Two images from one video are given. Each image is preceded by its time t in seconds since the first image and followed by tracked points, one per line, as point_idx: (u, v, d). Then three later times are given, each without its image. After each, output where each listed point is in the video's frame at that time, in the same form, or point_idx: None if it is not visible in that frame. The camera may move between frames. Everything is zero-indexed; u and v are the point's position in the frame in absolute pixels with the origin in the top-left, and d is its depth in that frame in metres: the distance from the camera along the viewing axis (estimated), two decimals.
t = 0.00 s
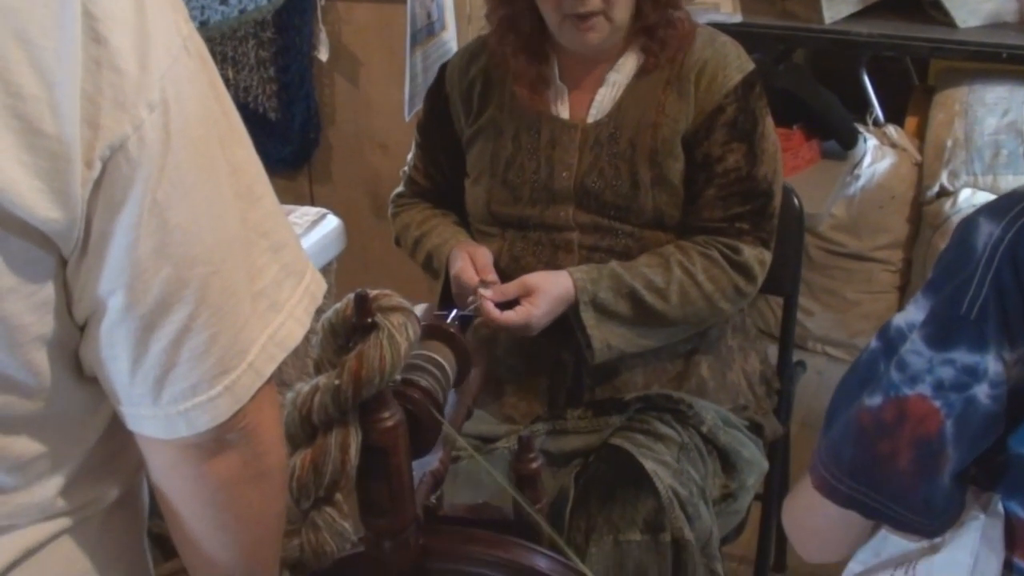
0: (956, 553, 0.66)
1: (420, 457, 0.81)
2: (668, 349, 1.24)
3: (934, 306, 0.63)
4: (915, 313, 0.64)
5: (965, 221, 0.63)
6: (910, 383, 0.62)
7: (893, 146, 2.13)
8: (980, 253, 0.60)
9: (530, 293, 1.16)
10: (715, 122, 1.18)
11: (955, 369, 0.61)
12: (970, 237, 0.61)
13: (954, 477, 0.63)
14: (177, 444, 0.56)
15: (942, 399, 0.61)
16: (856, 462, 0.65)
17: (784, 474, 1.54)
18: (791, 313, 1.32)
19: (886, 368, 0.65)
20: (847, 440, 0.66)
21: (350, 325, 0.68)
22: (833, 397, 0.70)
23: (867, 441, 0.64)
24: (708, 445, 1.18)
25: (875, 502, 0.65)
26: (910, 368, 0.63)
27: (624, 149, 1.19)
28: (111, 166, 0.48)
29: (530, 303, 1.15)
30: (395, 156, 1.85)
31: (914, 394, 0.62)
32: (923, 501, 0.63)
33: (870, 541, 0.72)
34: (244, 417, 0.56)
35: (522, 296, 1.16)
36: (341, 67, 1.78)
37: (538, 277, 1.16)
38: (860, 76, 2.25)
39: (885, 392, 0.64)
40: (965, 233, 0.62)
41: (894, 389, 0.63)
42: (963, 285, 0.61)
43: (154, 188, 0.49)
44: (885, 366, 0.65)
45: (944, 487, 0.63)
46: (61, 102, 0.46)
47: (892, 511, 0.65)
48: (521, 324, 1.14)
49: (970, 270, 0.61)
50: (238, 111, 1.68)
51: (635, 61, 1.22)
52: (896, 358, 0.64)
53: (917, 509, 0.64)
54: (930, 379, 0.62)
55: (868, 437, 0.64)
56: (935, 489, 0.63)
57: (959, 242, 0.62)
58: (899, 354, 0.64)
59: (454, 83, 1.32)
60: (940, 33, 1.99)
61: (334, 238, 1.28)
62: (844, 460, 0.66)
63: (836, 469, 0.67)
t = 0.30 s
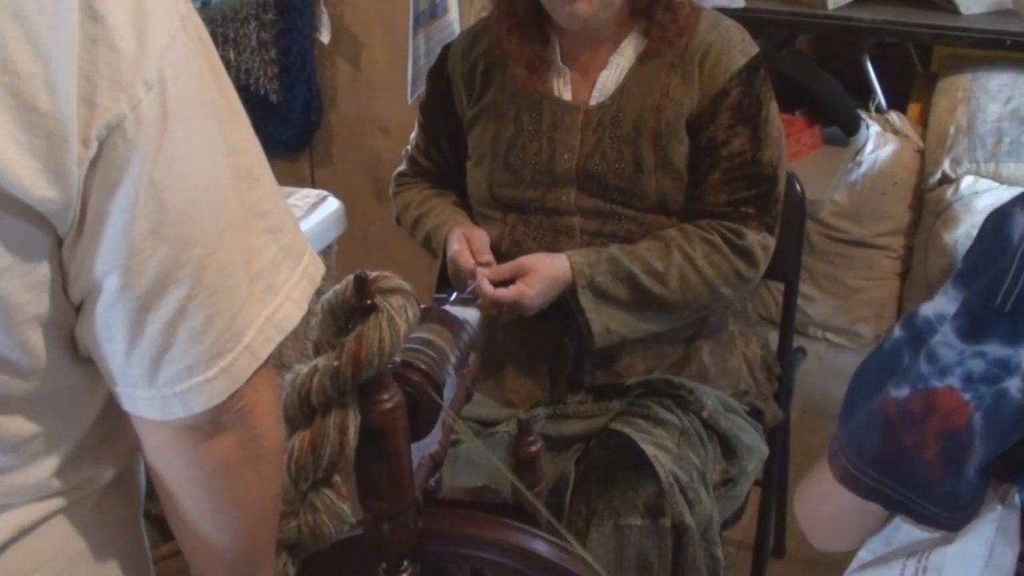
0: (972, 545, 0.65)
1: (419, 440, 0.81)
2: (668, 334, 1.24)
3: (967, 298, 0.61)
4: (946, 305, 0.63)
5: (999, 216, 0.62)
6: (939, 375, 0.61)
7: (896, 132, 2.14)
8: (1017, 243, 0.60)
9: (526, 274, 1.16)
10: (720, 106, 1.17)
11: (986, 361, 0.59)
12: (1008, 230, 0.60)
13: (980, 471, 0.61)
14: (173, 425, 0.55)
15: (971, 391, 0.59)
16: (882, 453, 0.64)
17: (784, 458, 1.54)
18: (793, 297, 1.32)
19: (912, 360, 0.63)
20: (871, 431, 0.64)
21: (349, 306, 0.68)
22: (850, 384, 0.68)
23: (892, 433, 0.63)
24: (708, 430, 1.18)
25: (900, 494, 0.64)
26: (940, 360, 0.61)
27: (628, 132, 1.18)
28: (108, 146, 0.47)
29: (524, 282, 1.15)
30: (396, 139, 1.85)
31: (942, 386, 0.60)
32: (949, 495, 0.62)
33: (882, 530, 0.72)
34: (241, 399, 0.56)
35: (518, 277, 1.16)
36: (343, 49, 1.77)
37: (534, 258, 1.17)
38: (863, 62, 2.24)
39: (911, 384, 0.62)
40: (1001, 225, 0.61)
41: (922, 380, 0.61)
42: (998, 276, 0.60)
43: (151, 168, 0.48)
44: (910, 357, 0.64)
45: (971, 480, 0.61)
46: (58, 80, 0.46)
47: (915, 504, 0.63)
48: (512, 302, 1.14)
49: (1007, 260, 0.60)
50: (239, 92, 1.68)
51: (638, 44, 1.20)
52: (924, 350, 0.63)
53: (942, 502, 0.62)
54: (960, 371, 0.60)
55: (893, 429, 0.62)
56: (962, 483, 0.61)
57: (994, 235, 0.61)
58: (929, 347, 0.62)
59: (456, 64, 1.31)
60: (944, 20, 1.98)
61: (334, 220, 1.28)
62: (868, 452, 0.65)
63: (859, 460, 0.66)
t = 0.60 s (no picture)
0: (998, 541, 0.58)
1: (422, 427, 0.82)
2: (670, 322, 1.24)
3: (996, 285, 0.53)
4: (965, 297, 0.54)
5: None
6: (961, 371, 0.52)
7: (898, 119, 2.14)
8: None
9: (529, 261, 1.16)
10: (723, 95, 1.17)
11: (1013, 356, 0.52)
12: None
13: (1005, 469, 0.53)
14: (174, 413, 0.55)
15: (994, 388, 0.52)
16: (897, 450, 0.55)
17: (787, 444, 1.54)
18: (795, 285, 1.32)
19: (929, 356, 0.54)
20: (888, 428, 0.55)
21: (352, 292, 0.67)
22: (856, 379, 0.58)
23: (911, 432, 0.54)
24: (711, 416, 1.18)
25: (919, 494, 0.55)
26: (962, 356, 0.53)
27: (629, 120, 1.18)
28: (108, 133, 0.47)
29: (528, 270, 1.15)
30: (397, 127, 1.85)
31: (965, 382, 0.52)
32: (967, 492, 0.54)
33: (894, 524, 0.69)
34: (241, 386, 0.56)
35: (522, 265, 1.17)
36: (345, 37, 1.77)
37: (538, 246, 1.17)
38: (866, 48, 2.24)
39: (929, 379, 0.53)
40: None
41: (943, 376, 0.53)
42: None
43: (152, 155, 0.48)
44: (926, 352, 0.54)
45: (994, 477, 0.53)
46: (59, 68, 0.45)
47: (934, 502, 0.55)
48: (518, 289, 1.15)
49: None
50: (239, 80, 1.69)
51: (640, 32, 1.20)
52: (944, 345, 0.54)
53: (964, 501, 0.54)
54: (984, 367, 0.52)
55: (911, 428, 0.54)
56: (985, 481, 0.53)
57: None
58: (949, 342, 0.53)
59: (458, 51, 1.31)
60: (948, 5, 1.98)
61: (336, 209, 1.28)
62: (882, 450, 0.56)
63: (876, 457, 0.56)
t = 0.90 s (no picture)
0: (1005, 520, 0.63)
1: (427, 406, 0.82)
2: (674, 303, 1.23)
3: (1003, 270, 0.59)
4: (977, 281, 0.60)
5: None
6: (974, 351, 0.58)
7: (903, 99, 2.13)
8: None
9: (537, 243, 1.15)
10: (731, 76, 1.17)
11: None
12: None
13: (1016, 450, 0.58)
14: (177, 390, 0.55)
15: (1008, 368, 0.57)
16: (912, 431, 0.60)
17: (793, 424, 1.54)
18: (801, 264, 1.31)
19: (941, 337, 0.60)
20: (899, 410, 0.61)
21: (356, 270, 0.67)
22: (872, 361, 0.65)
23: (923, 414, 0.60)
24: (715, 395, 1.18)
25: (929, 477, 0.61)
26: (975, 337, 0.58)
27: (636, 100, 1.18)
28: (111, 108, 0.47)
29: (535, 253, 1.14)
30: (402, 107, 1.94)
31: (978, 363, 0.58)
32: (981, 475, 0.59)
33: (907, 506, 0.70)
34: (244, 363, 0.56)
35: (529, 247, 1.16)
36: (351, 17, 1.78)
37: (545, 228, 1.16)
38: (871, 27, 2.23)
39: (943, 361, 0.59)
40: None
41: (956, 357, 0.59)
42: None
43: (154, 131, 0.48)
44: (937, 332, 0.61)
45: (1006, 459, 0.58)
46: (61, 43, 0.45)
47: (945, 484, 0.60)
48: (526, 273, 1.14)
49: None
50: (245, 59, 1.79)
51: (649, 11, 1.19)
52: (953, 327, 0.60)
53: (975, 484, 0.59)
54: (997, 348, 0.58)
55: (925, 409, 0.60)
56: (996, 462, 0.58)
57: None
58: (961, 324, 0.59)
59: (464, 29, 1.31)
60: None
61: (341, 187, 1.28)
62: (897, 431, 0.61)
63: (885, 439, 0.62)
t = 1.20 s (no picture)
0: (1010, 504, 0.64)
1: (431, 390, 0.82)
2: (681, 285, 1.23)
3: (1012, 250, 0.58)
4: (986, 263, 0.60)
5: None
6: (982, 332, 0.58)
7: (908, 82, 2.13)
8: None
9: (537, 225, 1.15)
10: (738, 60, 1.16)
11: None
12: None
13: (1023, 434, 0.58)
14: (183, 374, 0.55)
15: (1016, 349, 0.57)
16: (919, 411, 0.61)
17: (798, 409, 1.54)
18: (806, 248, 1.31)
19: (949, 318, 0.61)
20: (906, 390, 0.62)
21: (360, 254, 0.67)
22: (886, 344, 0.66)
23: (931, 395, 0.60)
24: (720, 379, 1.18)
25: (936, 457, 0.61)
26: (982, 318, 0.58)
27: (644, 86, 1.17)
28: (117, 92, 0.47)
29: (535, 234, 1.14)
30: (406, 91, 1.96)
31: (985, 345, 0.58)
32: (988, 457, 0.59)
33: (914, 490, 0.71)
34: (250, 347, 0.56)
35: (530, 229, 1.16)
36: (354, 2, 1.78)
37: (546, 210, 1.16)
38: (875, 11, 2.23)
39: (951, 341, 0.60)
40: None
41: (963, 338, 0.59)
42: None
43: (161, 114, 0.48)
44: (947, 316, 0.61)
45: (1013, 441, 0.59)
46: (67, 27, 0.45)
47: (951, 466, 0.61)
48: (525, 255, 1.14)
49: None
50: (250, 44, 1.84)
51: None
52: (963, 308, 0.60)
53: (981, 464, 0.60)
54: (1005, 328, 0.58)
55: (933, 389, 0.60)
56: (1003, 443, 0.59)
57: None
58: (969, 306, 0.59)
59: (469, 13, 1.31)
60: None
61: (344, 172, 1.28)
62: (903, 411, 0.62)
63: (893, 419, 0.63)
